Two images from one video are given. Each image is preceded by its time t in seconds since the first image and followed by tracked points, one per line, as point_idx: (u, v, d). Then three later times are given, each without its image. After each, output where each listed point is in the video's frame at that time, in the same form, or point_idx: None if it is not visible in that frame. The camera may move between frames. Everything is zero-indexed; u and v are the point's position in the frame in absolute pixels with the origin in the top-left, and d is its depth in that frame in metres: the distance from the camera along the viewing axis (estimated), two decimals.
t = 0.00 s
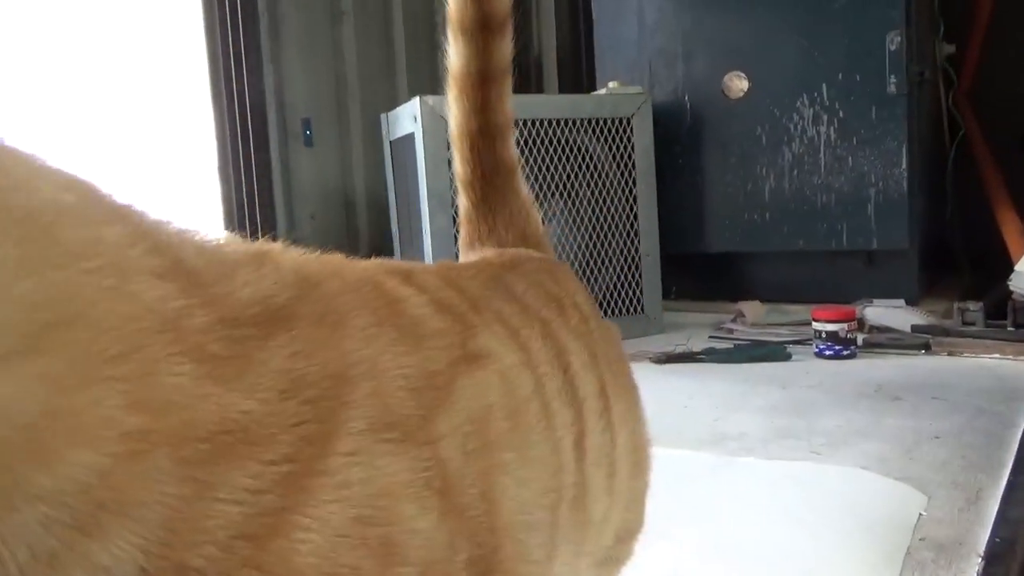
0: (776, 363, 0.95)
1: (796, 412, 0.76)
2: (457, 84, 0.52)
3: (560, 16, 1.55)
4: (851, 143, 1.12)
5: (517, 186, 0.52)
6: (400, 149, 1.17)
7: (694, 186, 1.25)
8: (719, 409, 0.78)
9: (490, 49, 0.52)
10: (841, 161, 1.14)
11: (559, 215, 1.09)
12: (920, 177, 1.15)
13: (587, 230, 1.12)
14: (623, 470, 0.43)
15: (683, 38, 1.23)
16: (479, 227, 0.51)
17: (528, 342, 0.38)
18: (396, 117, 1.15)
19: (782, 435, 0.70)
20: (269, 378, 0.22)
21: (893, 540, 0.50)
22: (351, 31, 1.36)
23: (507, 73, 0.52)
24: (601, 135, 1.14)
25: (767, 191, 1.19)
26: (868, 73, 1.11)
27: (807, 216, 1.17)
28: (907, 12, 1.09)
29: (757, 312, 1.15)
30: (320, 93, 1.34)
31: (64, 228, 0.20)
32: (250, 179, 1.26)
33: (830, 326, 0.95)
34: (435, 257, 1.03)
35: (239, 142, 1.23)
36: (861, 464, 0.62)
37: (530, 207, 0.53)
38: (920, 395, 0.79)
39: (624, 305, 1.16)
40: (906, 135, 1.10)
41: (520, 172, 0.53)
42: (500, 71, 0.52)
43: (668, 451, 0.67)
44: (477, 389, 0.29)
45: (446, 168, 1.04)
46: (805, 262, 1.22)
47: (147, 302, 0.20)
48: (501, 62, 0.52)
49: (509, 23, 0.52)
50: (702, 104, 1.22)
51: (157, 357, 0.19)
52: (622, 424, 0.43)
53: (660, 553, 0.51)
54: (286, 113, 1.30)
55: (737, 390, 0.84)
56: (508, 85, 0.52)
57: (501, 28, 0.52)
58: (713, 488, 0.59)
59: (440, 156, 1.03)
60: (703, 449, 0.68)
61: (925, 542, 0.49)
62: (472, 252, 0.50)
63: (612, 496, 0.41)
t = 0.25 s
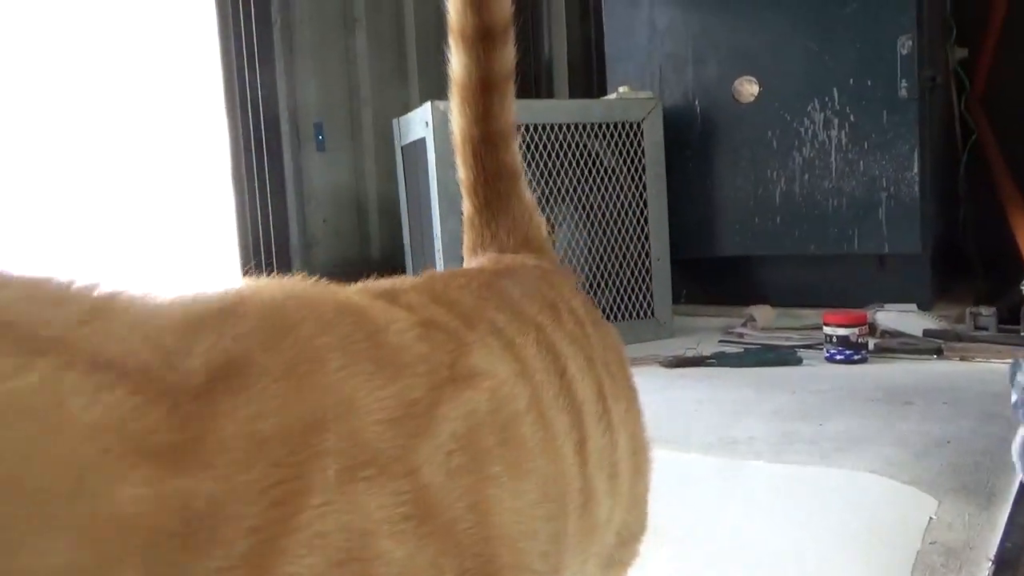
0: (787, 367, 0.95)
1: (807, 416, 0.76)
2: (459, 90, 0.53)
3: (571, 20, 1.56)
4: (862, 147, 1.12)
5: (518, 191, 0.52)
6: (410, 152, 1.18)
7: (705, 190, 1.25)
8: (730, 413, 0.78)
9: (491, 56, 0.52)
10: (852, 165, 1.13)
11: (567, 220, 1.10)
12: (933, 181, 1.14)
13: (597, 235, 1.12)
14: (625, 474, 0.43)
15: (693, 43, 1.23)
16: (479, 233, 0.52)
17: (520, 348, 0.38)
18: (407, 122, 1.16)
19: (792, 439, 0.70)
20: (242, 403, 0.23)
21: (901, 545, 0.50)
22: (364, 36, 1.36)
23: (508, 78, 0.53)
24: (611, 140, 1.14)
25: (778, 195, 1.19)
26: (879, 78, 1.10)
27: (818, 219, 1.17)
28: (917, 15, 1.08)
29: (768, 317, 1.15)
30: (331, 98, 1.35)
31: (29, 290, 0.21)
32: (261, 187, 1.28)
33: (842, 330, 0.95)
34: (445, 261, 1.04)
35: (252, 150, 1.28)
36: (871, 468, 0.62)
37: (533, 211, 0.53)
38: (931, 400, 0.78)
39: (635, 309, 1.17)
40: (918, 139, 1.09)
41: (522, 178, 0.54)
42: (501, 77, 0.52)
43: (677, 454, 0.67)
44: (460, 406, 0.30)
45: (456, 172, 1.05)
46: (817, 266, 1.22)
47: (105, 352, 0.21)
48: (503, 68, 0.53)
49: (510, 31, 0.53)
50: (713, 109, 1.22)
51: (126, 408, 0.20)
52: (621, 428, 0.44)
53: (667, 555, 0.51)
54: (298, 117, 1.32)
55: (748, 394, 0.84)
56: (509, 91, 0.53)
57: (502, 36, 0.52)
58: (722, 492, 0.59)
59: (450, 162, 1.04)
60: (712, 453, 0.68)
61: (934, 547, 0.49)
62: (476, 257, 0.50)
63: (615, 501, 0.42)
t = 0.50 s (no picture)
0: (798, 367, 0.95)
1: (817, 417, 0.75)
2: (424, 96, 0.51)
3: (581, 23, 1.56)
4: (875, 147, 1.12)
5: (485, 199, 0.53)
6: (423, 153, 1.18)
7: (715, 190, 1.24)
8: (740, 413, 0.78)
9: (457, 61, 0.51)
10: (865, 166, 1.13)
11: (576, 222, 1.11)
12: (946, 182, 1.14)
13: (607, 235, 1.13)
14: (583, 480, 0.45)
15: (705, 43, 1.23)
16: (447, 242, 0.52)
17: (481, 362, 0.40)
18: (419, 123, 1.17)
19: (803, 439, 0.70)
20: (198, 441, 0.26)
21: (913, 546, 0.50)
22: (375, 38, 1.37)
23: (476, 83, 0.51)
24: (622, 140, 1.14)
25: (790, 195, 1.18)
26: (892, 78, 1.10)
27: (831, 219, 1.16)
28: (932, 17, 1.08)
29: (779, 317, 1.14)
30: (344, 99, 1.35)
31: None
32: (274, 190, 1.25)
33: (854, 331, 0.95)
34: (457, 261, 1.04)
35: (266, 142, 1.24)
36: (883, 469, 0.62)
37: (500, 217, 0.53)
38: (943, 401, 0.78)
39: (645, 309, 1.17)
40: (932, 140, 1.09)
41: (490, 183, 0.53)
42: (468, 83, 0.51)
43: (684, 454, 0.67)
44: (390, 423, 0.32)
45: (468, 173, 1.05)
46: (829, 266, 1.22)
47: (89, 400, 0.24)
48: (470, 74, 0.51)
49: (481, 32, 0.51)
50: (725, 109, 1.22)
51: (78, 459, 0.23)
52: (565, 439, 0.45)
53: (672, 552, 0.52)
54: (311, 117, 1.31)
55: (758, 394, 0.84)
56: (478, 97, 0.52)
57: (471, 38, 0.51)
58: (728, 489, 0.60)
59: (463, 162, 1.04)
60: (720, 452, 0.68)
61: (946, 547, 0.49)
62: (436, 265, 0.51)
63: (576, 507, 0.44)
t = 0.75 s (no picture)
0: (804, 354, 0.95)
1: (823, 405, 0.75)
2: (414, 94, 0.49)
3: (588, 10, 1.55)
4: (885, 135, 1.11)
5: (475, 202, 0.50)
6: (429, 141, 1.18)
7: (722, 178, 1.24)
8: (745, 401, 0.78)
9: (447, 58, 0.48)
10: (874, 153, 1.12)
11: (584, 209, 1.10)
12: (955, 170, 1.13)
13: (614, 222, 1.12)
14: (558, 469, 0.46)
15: (713, 30, 1.22)
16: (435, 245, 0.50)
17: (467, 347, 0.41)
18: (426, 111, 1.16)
19: (808, 427, 0.70)
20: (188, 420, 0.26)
21: (916, 533, 0.50)
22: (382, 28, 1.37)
23: (467, 80, 0.49)
24: (629, 127, 1.14)
25: (798, 183, 1.18)
26: (903, 64, 1.09)
27: (838, 207, 1.16)
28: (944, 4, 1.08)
29: (785, 305, 1.14)
30: (350, 88, 1.35)
31: None
32: (281, 178, 1.25)
33: (860, 319, 0.94)
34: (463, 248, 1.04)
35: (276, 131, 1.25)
36: (888, 456, 0.62)
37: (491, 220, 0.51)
38: (949, 388, 0.78)
39: (650, 297, 1.16)
40: (942, 128, 1.08)
41: (481, 184, 0.51)
42: (458, 79, 0.49)
43: (688, 440, 0.67)
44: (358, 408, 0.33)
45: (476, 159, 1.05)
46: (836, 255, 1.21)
47: (89, 389, 0.25)
48: (460, 70, 0.49)
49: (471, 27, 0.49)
50: (733, 96, 1.21)
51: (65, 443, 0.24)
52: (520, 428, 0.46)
53: (674, 534, 0.52)
54: (317, 104, 1.30)
55: (764, 382, 0.84)
56: (469, 94, 0.49)
57: (462, 32, 0.48)
58: (731, 475, 0.60)
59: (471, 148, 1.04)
60: (724, 439, 0.68)
61: (949, 535, 0.49)
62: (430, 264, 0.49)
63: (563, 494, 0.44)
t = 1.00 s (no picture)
0: (803, 341, 0.95)
1: (821, 393, 0.75)
2: (400, 80, 0.47)
3: None
4: (887, 120, 1.11)
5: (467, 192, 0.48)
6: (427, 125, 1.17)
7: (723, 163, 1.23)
8: (744, 388, 0.78)
9: (432, 40, 0.46)
10: (876, 138, 1.12)
11: (583, 193, 1.10)
12: (957, 155, 1.12)
13: (614, 208, 1.12)
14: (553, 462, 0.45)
15: (715, 13, 1.21)
16: (426, 238, 0.48)
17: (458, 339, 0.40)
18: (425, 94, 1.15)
19: (805, 415, 0.70)
20: (148, 426, 0.26)
21: (912, 522, 0.50)
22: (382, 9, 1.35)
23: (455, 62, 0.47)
24: (630, 112, 1.13)
25: (799, 168, 1.17)
26: (906, 48, 1.08)
27: (839, 193, 1.15)
28: None
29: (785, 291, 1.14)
30: (350, 71, 1.34)
31: None
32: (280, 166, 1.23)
33: (859, 306, 0.94)
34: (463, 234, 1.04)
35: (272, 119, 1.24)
36: (884, 444, 0.62)
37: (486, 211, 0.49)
38: (948, 376, 0.78)
39: (650, 283, 1.16)
40: (945, 113, 1.08)
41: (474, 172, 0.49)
42: (446, 62, 0.47)
43: (685, 428, 0.67)
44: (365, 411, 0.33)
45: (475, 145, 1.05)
46: (837, 240, 1.21)
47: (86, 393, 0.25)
48: (446, 53, 0.47)
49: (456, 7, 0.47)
50: (735, 80, 1.20)
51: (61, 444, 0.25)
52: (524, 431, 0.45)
53: (671, 522, 0.52)
54: (316, 89, 1.28)
55: (762, 369, 0.84)
56: (457, 79, 0.47)
57: (446, 13, 0.46)
58: (728, 463, 0.60)
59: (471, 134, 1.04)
60: (721, 427, 0.68)
61: (944, 524, 0.49)
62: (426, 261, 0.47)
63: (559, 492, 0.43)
